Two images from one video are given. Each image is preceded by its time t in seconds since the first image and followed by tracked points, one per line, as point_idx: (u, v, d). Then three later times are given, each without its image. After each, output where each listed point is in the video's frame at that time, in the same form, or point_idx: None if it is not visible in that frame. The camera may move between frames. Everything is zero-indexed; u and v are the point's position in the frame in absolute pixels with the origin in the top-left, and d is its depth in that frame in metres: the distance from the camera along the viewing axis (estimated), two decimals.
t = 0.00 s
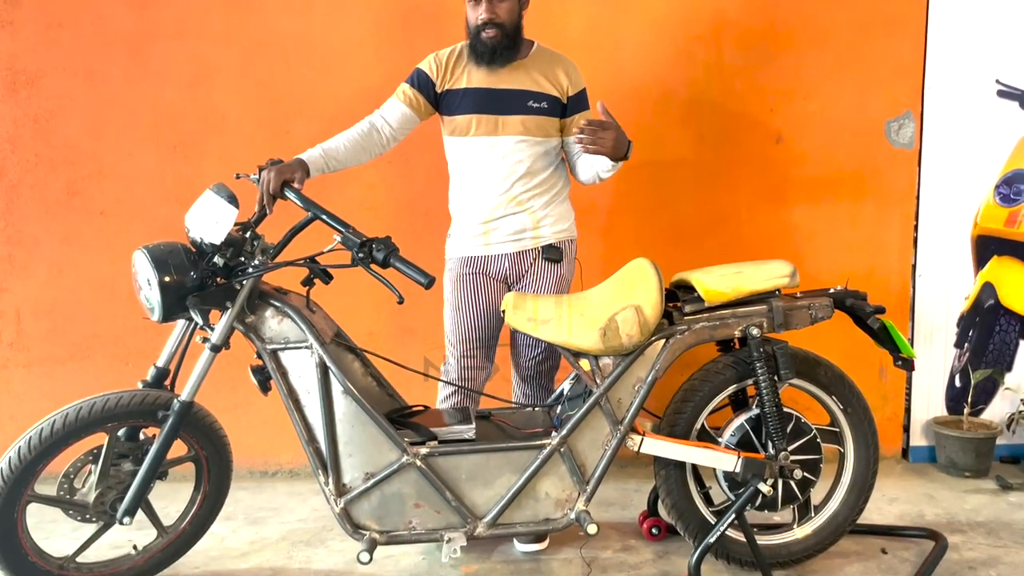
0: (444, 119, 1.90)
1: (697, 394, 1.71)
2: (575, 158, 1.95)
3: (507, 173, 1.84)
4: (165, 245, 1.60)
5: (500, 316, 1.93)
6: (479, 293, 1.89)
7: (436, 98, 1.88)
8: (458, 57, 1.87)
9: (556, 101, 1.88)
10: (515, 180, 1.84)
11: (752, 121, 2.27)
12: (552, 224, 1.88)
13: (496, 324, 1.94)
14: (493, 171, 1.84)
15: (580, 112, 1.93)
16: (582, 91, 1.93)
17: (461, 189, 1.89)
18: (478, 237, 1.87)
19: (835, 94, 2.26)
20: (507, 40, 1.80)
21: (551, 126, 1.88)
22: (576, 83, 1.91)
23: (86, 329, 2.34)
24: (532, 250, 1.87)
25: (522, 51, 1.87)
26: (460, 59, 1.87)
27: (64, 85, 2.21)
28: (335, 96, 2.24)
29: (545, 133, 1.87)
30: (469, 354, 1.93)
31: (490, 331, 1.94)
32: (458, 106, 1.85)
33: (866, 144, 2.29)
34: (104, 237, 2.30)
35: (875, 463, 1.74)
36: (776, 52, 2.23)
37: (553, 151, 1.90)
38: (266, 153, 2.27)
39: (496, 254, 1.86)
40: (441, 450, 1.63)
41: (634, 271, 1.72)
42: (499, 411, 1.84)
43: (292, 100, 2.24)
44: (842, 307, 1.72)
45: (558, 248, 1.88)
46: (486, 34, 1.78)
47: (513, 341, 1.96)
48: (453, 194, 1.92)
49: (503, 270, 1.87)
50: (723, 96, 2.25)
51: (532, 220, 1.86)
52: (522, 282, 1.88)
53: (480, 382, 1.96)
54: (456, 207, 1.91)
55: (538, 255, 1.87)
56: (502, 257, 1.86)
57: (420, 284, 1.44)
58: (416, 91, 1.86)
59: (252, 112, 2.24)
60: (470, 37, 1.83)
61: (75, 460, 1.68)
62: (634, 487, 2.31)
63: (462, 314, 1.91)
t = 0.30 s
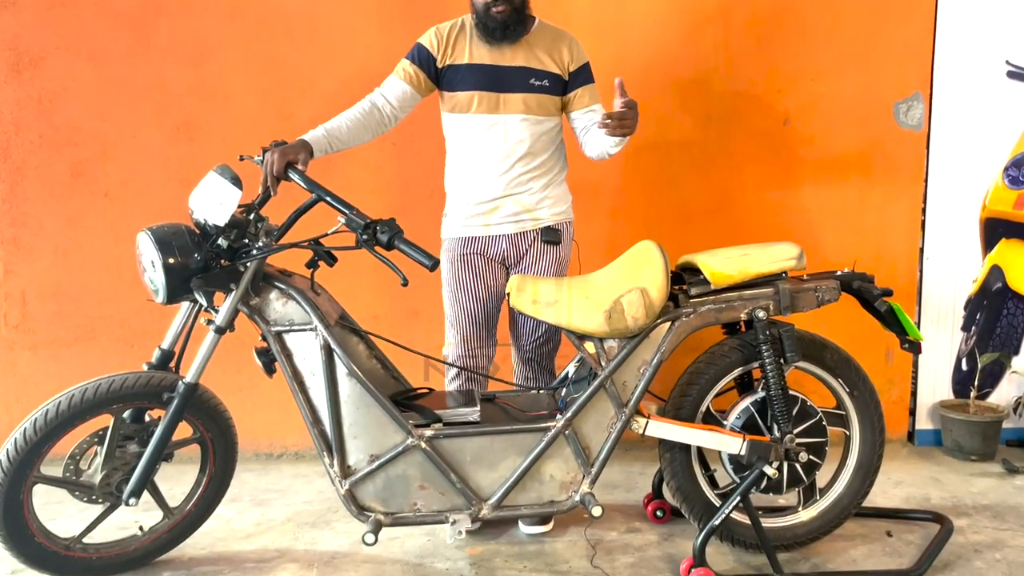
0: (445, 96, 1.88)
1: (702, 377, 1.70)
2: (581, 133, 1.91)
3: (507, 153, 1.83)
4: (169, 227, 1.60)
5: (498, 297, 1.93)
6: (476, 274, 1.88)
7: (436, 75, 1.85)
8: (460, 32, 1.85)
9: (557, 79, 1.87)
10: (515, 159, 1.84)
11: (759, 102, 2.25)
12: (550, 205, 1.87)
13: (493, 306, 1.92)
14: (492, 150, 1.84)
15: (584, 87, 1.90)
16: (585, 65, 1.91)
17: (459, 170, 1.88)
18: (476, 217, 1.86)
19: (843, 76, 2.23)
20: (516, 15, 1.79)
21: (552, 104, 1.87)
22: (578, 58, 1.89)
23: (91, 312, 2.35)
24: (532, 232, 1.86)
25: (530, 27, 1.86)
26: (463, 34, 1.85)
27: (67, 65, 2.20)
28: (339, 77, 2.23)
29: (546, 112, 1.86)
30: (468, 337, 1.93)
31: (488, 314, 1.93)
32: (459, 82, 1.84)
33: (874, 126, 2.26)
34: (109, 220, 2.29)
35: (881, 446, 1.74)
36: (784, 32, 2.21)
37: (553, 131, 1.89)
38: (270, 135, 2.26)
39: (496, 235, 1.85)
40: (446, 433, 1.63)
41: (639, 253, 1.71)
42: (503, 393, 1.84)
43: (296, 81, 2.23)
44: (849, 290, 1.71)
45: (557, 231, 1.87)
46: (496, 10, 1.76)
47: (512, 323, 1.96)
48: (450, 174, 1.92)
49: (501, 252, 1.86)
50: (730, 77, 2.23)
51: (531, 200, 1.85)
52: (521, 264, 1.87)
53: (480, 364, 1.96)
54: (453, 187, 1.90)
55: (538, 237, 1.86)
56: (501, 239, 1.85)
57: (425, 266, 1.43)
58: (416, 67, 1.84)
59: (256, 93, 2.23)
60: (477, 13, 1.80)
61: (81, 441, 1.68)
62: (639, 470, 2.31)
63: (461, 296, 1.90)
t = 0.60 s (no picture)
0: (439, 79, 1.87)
1: (711, 362, 1.69)
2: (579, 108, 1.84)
3: (501, 133, 1.81)
4: (173, 211, 1.59)
5: (496, 281, 1.92)
6: (472, 258, 1.88)
7: (429, 58, 1.84)
8: (451, 12, 1.83)
9: (550, 54, 1.83)
10: (510, 141, 1.81)
11: (769, 85, 2.22)
12: (544, 189, 1.86)
13: (493, 289, 1.93)
14: (487, 131, 1.81)
15: (574, 60, 1.84)
16: (576, 37, 1.86)
17: (453, 150, 1.86)
18: (468, 199, 1.84)
19: (854, 58, 2.20)
20: None
21: (547, 80, 1.84)
22: (569, 30, 1.85)
23: (97, 296, 2.34)
24: (527, 217, 1.84)
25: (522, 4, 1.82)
26: (453, 13, 1.82)
27: (70, 48, 2.18)
28: (343, 60, 2.20)
29: (540, 88, 1.83)
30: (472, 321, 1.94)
31: (487, 297, 1.93)
32: (451, 63, 1.81)
33: (885, 109, 2.23)
34: (113, 204, 2.28)
35: (890, 432, 1.72)
36: (794, 14, 2.18)
37: (551, 108, 1.86)
38: (274, 118, 2.24)
39: (490, 218, 1.84)
40: (452, 418, 1.62)
41: (648, 238, 1.69)
42: (510, 379, 1.83)
43: (300, 65, 2.21)
44: (860, 275, 1.69)
45: (550, 215, 1.85)
46: None
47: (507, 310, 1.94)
48: (444, 153, 1.90)
49: (495, 235, 1.85)
50: (739, 59, 2.21)
51: (526, 182, 1.83)
52: (516, 248, 1.86)
53: (488, 349, 1.97)
54: (445, 167, 1.88)
55: (533, 221, 1.84)
56: (494, 222, 1.84)
57: (430, 251, 1.43)
58: (409, 53, 1.83)
59: (260, 76, 2.21)
60: None
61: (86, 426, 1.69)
62: (646, 455, 2.30)
63: (459, 279, 1.90)
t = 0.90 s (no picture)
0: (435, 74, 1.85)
1: (720, 349, 1.67)
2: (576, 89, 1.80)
3: (500, 120, 1.78)
4: (175, 195, 1.57)
5: (495, 266, 1.91)
6: (472, 243, 1.86)
7: (423, 53, 1.82)
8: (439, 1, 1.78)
9: (545, 35, 1.78)
10: (508, 127, 1.78)
11: (779, 67, 2.18)
12: (541, 177, 1.84)
13: (492, 275, 1.92)
14: (485, 117, 1.78)
15: (568, 40, 1.80)
16: (570, 15, 1.81)
17: (450, 135, 1.83)
18: (465, 184, 1.83)
19: (866, 40, 2.16)
20: None
21: (545, 63, 1.80)
22: (562, 9, 1.80)
23: (100, 280, 2.33)
24: (527, 204, 1.82)
25: None
26: (442, 3, 1.78)
27: (71, 30, 2.16)
28: (347, 42, 2.17)
29: (535, 71, 1.79)
30: (468, 306, 1.92)
31: (487, 283, 1.92)
32: (444, 56, 1.78)
33: (897, 92, 2.19)
34: (116, 187, 2.26)
35: (902, 420, 1.70)
36: None
37: (547, 91, 1.82)
38: (277, 101, 2.21)
39: (489, 204, 1.82)
40: (457, 405, 1.60)
41: (656, 222, 1.67)
42: (516, 365, 1.82)
43: (302, 47, 2.18)
44: (872, 261, 1.66)
45: (551, 205, 1.83)
46: None
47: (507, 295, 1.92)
48: (440, 137, 1.87)
49: (493, 222, 1.84)
50: (749, 41, 2.17)
51: (526, 169, 1.81)
52: (517, 234, 1.85)
53: (490, 334, 1.95)
54: (442, 151, 1.86)
55: (533, 210, 1.82)
56: (493, 209, 1.82)
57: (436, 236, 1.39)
58: (402, 51, 1.81)
59: (263, 58, 2.18)
60: None
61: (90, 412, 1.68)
62: (653, 442, 2.29)
63: (459, 263, 1.88)
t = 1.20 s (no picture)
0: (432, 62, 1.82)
1: (728, 338, 1.64)
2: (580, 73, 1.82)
3: (496, 105, 1.74)
4: (174, 181, 1.54)
5: (494, 255, 1.87)
6: (471, 231, 1.82)
7: (420, 41, 1.78)
8: None
9: (545, 17, 1.76)
10: (505, 113, 1.75)
11: (790, 50, 2.14)
12: (539, 164, 1.80)
13: (491, 264, 1.88)
14: (483, 101, 1.74)
15: (572, 24, 1.80)
16: None
17: (446, 121, 1.80)
18: (462, 171, 1.80)
19: (879, 23, 2.12)
20: None
21: (545, 46, 1.77)
22: None
23: (101, 267, 2.31)
24: (524, 191, 1.79)
25: None
26: None
27: (71, 12, 2.12)
28: (349, 25, 2.14)
29: (536, 54, 1.76)
30: (468, 295, 1.88)
31: (486, 272, 1.88)
32: (441, 41, 1.74)
33: (910, 76, 2.15)
34: (117, 173, 2.24)
35: (913, 411, 1.67)
36: None
37: (547, 76, 1.79)
38: (279, 86, 2.18)
39: (485, 192, 1.79)
40: (462, 395, 1.58)
41: (664, 210, 1.64)
42: (521, 354, 1.79)
43: (304, 30, 2.14)
44: (885, 250, 1.62)
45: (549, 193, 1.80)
46: None
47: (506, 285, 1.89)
48: (436, 122, 1.83)
49: (490, 210, 1.80)
50: (760, 23, 2.13)
51: (524, 155, 1.78)
52: (517, 223, 1.81)
53: (491, 321, 1.91)
54: (437, 137, 1.82)
55: (531, 198, 1.80)
56: (490, 197, 1.79)
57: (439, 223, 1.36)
58: (399, 41, 1.78)
59: (265, 41, 2.14)
60: None
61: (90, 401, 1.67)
62: (659, 432, 2.27)
63: (457, 251, 1.84)
